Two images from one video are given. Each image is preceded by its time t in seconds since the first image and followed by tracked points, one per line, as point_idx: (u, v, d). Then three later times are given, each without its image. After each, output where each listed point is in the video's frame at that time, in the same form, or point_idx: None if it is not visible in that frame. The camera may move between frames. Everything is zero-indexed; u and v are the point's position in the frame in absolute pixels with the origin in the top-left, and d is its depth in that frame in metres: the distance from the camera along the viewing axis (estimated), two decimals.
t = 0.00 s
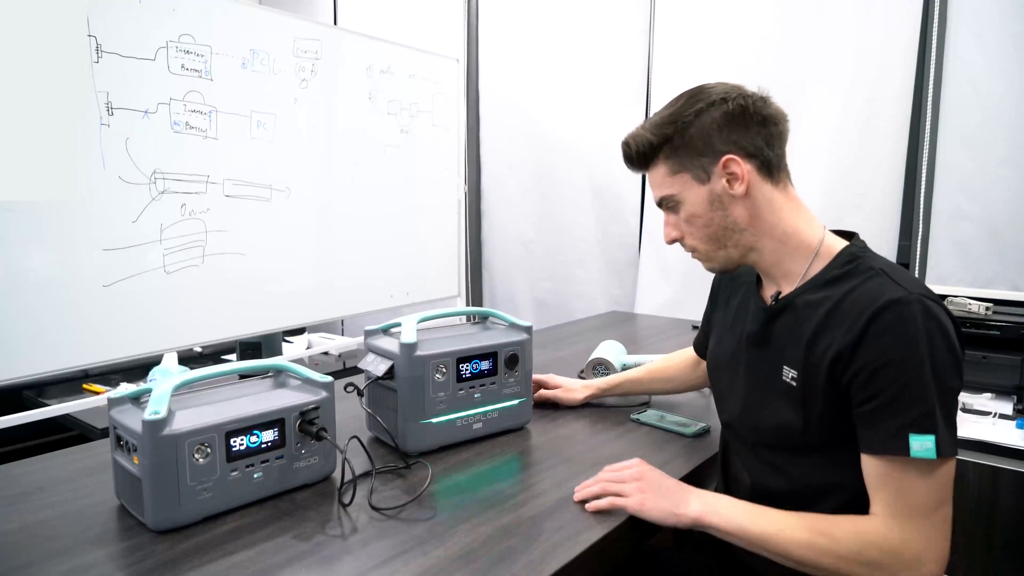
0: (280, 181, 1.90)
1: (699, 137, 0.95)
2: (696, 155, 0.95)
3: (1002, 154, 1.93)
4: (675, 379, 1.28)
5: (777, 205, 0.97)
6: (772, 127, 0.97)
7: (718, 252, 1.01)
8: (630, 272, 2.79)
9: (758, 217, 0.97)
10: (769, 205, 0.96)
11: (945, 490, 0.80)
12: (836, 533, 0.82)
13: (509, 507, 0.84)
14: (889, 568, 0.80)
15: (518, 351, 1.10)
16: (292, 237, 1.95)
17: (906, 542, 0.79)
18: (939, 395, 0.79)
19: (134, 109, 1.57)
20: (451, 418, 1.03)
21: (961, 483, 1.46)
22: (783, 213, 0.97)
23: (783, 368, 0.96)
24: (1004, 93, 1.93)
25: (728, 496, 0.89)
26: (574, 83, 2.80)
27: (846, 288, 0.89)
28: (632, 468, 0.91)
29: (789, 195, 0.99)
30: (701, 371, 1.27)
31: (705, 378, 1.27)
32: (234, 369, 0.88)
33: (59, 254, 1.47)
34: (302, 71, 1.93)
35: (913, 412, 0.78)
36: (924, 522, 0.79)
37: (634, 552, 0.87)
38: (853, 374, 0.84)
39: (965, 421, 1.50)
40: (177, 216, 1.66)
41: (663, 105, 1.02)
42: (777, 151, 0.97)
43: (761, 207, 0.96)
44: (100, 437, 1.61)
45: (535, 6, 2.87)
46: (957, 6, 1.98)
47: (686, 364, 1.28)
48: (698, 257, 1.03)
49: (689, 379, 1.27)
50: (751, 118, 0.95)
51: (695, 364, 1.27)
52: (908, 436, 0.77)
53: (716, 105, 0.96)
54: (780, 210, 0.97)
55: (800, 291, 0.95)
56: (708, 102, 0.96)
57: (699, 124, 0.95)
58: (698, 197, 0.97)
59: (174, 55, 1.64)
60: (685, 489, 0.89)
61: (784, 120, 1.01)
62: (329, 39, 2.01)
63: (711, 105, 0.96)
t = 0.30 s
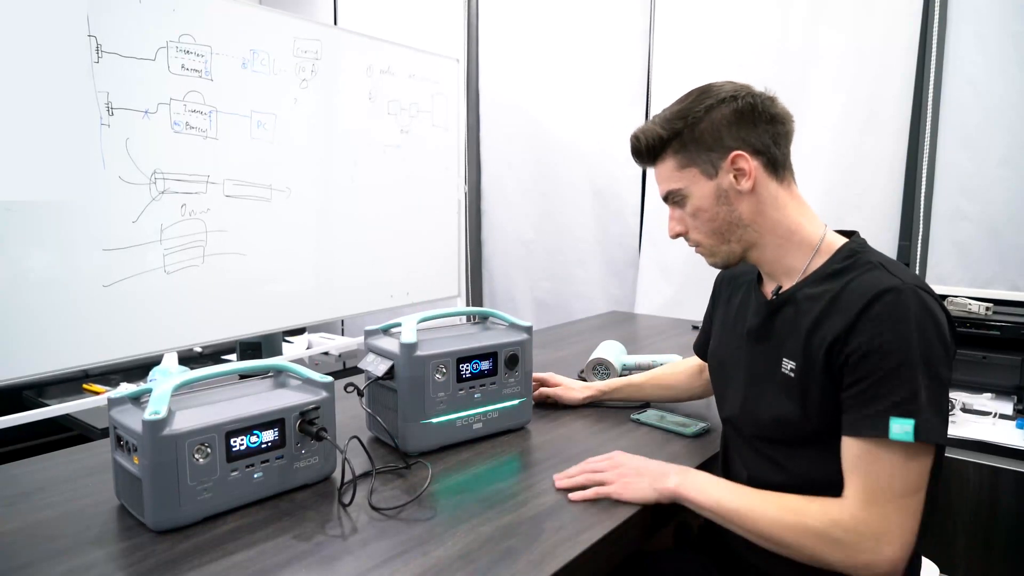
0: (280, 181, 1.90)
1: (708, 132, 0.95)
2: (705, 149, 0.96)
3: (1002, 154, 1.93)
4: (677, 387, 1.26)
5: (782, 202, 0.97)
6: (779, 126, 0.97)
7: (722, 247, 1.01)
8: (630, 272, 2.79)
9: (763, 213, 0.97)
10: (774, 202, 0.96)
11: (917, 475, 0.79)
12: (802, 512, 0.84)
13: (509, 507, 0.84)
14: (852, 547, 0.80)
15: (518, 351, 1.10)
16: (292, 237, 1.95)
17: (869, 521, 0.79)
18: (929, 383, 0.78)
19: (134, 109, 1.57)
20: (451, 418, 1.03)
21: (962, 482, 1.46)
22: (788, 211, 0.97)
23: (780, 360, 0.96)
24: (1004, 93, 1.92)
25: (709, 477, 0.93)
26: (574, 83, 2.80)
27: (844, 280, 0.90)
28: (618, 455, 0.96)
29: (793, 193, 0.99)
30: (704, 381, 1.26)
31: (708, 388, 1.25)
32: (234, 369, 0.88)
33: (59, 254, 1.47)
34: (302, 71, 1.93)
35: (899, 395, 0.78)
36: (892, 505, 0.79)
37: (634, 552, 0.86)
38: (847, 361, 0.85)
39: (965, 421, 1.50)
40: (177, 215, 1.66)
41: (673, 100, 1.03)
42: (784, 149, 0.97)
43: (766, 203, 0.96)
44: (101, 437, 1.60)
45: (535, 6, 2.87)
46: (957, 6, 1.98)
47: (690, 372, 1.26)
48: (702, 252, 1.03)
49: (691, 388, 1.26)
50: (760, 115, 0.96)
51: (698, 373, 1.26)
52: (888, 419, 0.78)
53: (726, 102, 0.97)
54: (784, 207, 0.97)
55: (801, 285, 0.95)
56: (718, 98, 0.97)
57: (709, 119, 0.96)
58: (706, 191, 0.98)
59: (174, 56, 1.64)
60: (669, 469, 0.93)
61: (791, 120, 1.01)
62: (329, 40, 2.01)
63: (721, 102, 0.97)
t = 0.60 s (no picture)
0: (280, 182, 1.90)
1: (709, 133, 0.96)
2: (707, 150, 0.96)
3: (1002, 154, 1.93)
4: (677, 389, 1.26)
5: (782, 201, 0.97)
6: (779, 127, 0.97)
7: (723, 246, 1.01)
8: (630, 272, 2.79)
9: (763, 212, 0.97)
10: (774, 201, 0.96)
11: (899, 462, 0.79)
12: (786, 500, 0.85)
13: (509, 507, 0.84)
14: (833, 534, 0.80)
15: (518, 351, 1.10)
16: (292, 237, 1.95)
17: (849, 508, 0.79)
18: (916, 372, 0.79)
19: (134, 109, 1.57)
20: (451, 418, 1.03)
21: (962, 482, 1.46)
22: (787, 210, 0.97)
23: (774, 354, 0.97)
24: (1004, 93, 1.92)
25: (700, 469, 0.94)
26: (574, 83, 2.80)
27: (837, 274, 0.90)
28: (613, 449, 0.98)
29: (792, 192, 0.99)
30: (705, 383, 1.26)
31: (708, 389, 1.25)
32: (234, 369, 0.88)
33: (59, 254, 1.47)
34: (302, 71, 1.93)
35: (884, 383, 0.79)
36: (873, 492, 0.79)
37: (633, 551, 0.86)
38: (836, 351, 0.86)
39: (965, 421, 1.51)
40: (177, 215, 1.66)
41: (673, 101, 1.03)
42: (783, 150, 0.97)
43: (766, 203, 0.96)
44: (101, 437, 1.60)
45: (535, 6, 2.87)
46: (957, 6, 1.98)
47: (690, 374, 1.26)
48: (703, 251, 1.03)
49: (691, 390, 1.26)
50: (760, 116, 0.96)
51: (699, 375, 1.26)
52: (872, 406, 0.79)
53: (726, 103, 0.97)
54: (783, 207, 0.97)
55: (797, 281, 0.95)
56: (718, 99, 0.97)
57: (710, 120, 0.96)
58: (707, 190, 0.98)
59: (174, 56, 1.64)
60: (661, 461, 0.94)
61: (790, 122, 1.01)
62: (329, 39, 2.01)
63: (722, 103, 0.97)
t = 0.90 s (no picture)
0: (280, 181, 1.90)
1: (706, 134, 0.95)
2: (704, 151, 0.96)
3: (1002, 154, 1.93)
4: (677, 385, 1.26)
5: (780, 202, 0.97)
6: (776, 127, 0.97)
7: (721, 247, 1.01)
8: (630, 272, 2.79)
9: (760, 213, 0.97)
10: (772, 202, 0.96)
11: (899, 461, 0.79)
12: (786, 500, 0.85)
13: (509, 507, 0.84)
14: (834, 534, 0.80)
15: (518, 351, 1.10)
16: (292, 237, 1.95)
17: (850, 507, 0.79)
18: (915, 369, 0.79)
19: (134, 108, 1.57)
20: (451, 418, 1.03)
21: (961, 482, 1.46)
22: (785, 211, 0.97)
23: (773, 353, 0.97)
24: (1004, 93, 1.93)
25: (700, 470, 0.94)
26: (574, 83, 2.80)
27: (835, 272, 0.90)
28: (612, 451, 0.98)
29: (789, 193, 0.99)
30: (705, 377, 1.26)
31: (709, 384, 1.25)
32: (234, 369, 0.88)
33: (58, 254, 1.47)
34: (302, 71, 1.93)
35: (883, 380, 0.79)
36: (874, 491, 0.79)
37: (633, 551, 0.86)
38: (835, 349, 0.86)
39: (965, 421, 1.51)
40: (177, 215, 1.66)
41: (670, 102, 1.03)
42: (781, 151, 0.97)
43: (764, 203, 0.96)
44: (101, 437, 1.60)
45: (535, 6, 2.87)
46: (957, 6, 1.98)
47: (690, 372, 1.26)
48: (702, 252, 1.03)
49: (691, 385, 1.26)
50: (757, 117, 0.96)
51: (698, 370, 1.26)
52: (872, 403, 0.79)
53: (723, 105, 0.96)
54: (780, 207, 0.97)
55: (796, 280, 0.95)
56: (715, 101, 0.97)
57: (707, 122, 0.96)
58: (705, 191, 0.98)
59: (174, 56, 1.64)
60: (660, 463, 0.94)
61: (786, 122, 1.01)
62: (329, 39, 2.01)
63: (719, 104, 0.97)
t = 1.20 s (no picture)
0: (280, 181, 1.90)
1: (704, 135, 0.96)
2: (701, 152, 0.96)
3: (1003, 153, 1.93)
4: (683, 371, 1.28)
5: (778, 203, 0.97)
6: (774, 128, 0.97)
7: (719, 247, 1.01)
8: (630, 272, 2.79)
9: (758, 213, 0.97)
10: (770, 202, 0.96)
11: (897, 460, 0.79)
12: (785, 500, 0.85)
13: (509, 507, 0.84)
14: (833, 534, 0.80)
15: (518, 351, 1.10)
16: (292, 236, 1.95)
17: (850, 507, 0.80)
18: (911, 368, 0.79)
19: (134, 109, 1.57)
20: (451, 418, 1.03)
21: (961, 482, 1.46)
22: (783, 211, 0.97)
23: (772, 353, 0.97)
24: (1004, 93, 1.93)
25: (698, 470, 0.94)
26: (574, 83, 2.80)
27: (833, 271, 0.90)
28: (613, 452, 0.98)
29: (787, 193, 0.99)
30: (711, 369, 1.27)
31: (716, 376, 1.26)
32: (234, 369, 0.88)
33: (58, 254, 1.47)
34: (302, 71, 1.93)
35: (879, 378, 0.79)
36: (873, 490, 0.79)
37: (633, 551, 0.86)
38: (831, 348, 0.86)
39: (965, 421, 1.51)
40: (177, 215, 1.66)
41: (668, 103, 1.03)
42: (778, 151, 0.97)
43: (762, 204, 0.96)
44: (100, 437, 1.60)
45: (535, 6, 2.87)
46: (956, 7, 1.99)
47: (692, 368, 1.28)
48: (700, 252, 1.04)
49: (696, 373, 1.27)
50: (754, 119, 0.96)
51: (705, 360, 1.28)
52: (868, 402, 0.79)
53: (720, 106, 0.97)
54: (778, 208, 0.97)
55: (794, 279, 0.95)
56: (713, 102, 0.97)
57: (704, 123, 0.96)
58: (702, 192, 0.98)
59: (174, 56, 1.64)
60: (659, 464, 0.94)
61: (783, 124, 1.01)
62: (329, 39, 2.01)
63: (716, 106, 0.97)
